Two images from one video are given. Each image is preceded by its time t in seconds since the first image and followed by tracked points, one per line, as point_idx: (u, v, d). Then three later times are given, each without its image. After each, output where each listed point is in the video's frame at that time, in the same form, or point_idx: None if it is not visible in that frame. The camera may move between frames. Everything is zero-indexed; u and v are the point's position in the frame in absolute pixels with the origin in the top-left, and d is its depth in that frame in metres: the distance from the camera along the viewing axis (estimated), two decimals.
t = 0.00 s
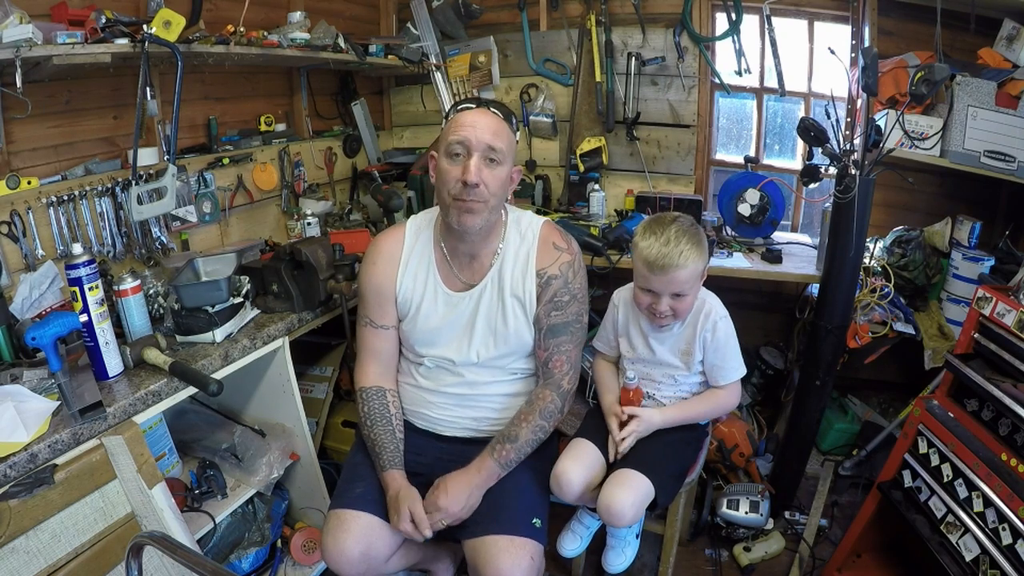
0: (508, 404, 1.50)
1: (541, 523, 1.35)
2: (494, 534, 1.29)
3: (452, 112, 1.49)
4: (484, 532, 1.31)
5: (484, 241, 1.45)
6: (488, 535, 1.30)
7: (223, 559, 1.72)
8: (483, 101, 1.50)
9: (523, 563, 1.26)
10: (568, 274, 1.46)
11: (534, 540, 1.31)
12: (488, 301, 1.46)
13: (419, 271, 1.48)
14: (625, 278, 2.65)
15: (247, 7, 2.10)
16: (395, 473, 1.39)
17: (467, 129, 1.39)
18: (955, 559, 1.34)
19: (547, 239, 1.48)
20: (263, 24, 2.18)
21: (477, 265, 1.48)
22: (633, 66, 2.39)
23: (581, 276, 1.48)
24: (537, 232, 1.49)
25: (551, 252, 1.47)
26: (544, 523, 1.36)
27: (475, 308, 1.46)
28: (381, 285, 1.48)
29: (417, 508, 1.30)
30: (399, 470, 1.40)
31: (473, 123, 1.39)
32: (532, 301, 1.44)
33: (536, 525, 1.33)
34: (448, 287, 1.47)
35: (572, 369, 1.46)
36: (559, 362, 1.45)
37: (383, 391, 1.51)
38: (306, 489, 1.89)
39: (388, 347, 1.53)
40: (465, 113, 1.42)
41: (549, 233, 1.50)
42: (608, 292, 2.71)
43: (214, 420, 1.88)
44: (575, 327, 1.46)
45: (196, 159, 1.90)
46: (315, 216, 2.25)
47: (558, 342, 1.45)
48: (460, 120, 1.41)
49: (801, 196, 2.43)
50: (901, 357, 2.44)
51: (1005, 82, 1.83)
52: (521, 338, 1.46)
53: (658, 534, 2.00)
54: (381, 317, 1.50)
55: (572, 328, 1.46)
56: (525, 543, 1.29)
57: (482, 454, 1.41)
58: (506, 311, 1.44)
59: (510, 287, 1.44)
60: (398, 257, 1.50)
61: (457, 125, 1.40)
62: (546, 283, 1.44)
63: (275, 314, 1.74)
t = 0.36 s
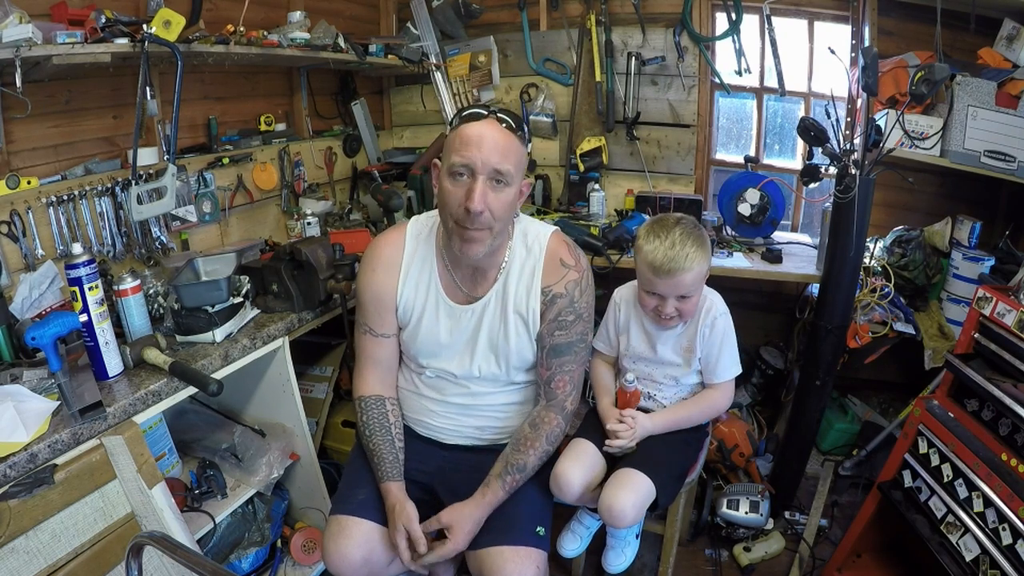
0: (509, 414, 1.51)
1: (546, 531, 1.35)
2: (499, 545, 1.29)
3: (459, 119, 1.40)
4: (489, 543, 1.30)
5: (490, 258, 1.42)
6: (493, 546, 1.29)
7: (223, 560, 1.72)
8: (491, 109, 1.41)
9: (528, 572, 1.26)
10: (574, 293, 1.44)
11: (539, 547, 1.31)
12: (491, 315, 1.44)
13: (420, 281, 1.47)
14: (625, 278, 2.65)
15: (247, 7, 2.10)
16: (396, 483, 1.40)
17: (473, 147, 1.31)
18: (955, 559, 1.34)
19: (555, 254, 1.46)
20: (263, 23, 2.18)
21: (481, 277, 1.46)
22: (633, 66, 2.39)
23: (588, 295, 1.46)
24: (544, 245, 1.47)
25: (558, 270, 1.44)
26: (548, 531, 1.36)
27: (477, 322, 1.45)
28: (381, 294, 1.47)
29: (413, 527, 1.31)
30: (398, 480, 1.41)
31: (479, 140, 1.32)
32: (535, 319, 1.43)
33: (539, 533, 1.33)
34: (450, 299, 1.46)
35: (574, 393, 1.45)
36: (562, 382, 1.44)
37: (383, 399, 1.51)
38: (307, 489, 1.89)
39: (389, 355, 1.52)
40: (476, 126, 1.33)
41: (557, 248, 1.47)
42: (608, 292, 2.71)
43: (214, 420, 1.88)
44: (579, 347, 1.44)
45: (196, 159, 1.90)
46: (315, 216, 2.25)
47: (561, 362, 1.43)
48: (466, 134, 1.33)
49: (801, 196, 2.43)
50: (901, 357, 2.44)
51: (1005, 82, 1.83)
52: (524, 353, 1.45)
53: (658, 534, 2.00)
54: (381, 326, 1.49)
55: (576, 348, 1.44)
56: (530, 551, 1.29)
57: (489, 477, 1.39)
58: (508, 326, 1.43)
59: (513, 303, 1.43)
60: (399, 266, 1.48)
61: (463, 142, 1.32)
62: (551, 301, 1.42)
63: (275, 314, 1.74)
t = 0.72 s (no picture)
0: (507, 417, 1.51)
1: (548, 535, 1.36)
2: (503, 549, 1.30)
3: (457, 123, 1.38)
4: (491, 547, 1.31)
5: (486, 263, 1.41)
6: (496, 550, 1.30)
7: (223, 559, 1.72)
8: (491, 113, 1.39)
9: None
10: (572, 299, 1.42)
11: (541, 551, 1.32)
12: (488, 319, 1.44)
13: (417, 285, 1.47)
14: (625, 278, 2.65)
15: (247, 7, 2.10)
16: (390, 491, 1.40)
17: (470, 159, 1.30)
18: (955, 559, 1.34)
19: (553, 259, 1.45)
20: (263, 23, 2.18)
21: (478, 281, 1.45)
22: (633, 66, 2.39)
23: (587, 300, 1.44)
24: (542, 249, 1.46)
25: (556, 275, 1.43)
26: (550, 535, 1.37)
27: (475, 327, 1.45)
28: (377, 298, 1.46)
29: (413, 527, 1.31)
30: (394, 487, 1.41)
31: (477, 153, 1.30)
32: (533, 324, 1.42)
33: (543, 537, 1.34)
34: (447, 304, 1.45)
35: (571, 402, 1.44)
36: (561, 389, 1.43)
37: (378, 405, 1.51)
38: (307, 489, 1.89)
39: (385, 359, 1.52)
40: (473, 136, 1.31)
41: (556, 253, 1.46)
42: (608, 292, 2.71)
43: (214, 419, 1.88)
44: (578, 353, 1.44)
45: (196, 159, 1.90)
46: (315, 216, 2.25)
47: (560, 369, 1.43)
48: (463, 146, 1.31)
49: (801, 196, 2.43)
50: (901, 357, 2.44)
51: (1005, 82, 1.83)
52: (521, 358, 1.45)
53: (658, 534, 2.00)
54: (377, 330, 1.49)
55: (575, 354, 1.43)
56: (532, 555, 1.30)
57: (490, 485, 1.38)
58: (506, 331, 1.43)
59: (511, 308, 1.42)
60: (394, 270, 1.47)
61: (461, 154, 1.31)
62: (549, 307, 1.41)
63: (275, 314, 1.74)
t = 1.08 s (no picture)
0: (507, 413, 1.51)
1: (548, 534, 1.36)
2: (502, 548, 1.30)
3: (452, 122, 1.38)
4: (490, 545, 1.31)
5: (484, 259, 1.41)
6: (495, 549, 1.30)
7: (223, 559, 1.72)
8: (486, 111, 1.39)
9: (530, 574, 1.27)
10: (570, 294, 1.42)
11: (541, 551, 1.32)
12: (487, 315, 1.44)
13: (414, 282, 1.47)
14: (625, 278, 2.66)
15: (247, 7, 2.10)
16: (385, 488, 1.41)
17: (467, 157, 1.30)
18: (955, 559, 1.34)
19: (550, 255, 1.44)
20: (263, 23, 2.18)
21: (475, 277, 1.45)
22: (633, 66, 2.39)
23: (586, 295, 1.44)
24: (539, 245, 1.45)
25: (553, 271, 1.43)
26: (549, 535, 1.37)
27: (473, 323, 1.44)
28: (375, 295, 1.46)
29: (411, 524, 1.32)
30: (390, 485, 1.42)
31: (473, 150, 1.30)
32: (531, 320, 1.42)
33: (542, 536, 1.34)
34: (445, 300, 1.45)
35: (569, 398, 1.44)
36: (561, 385, 1.43)
37: (376, 402, 1.51)
38: (307, 489, 1.89)
39: (384, 356, 1.52)
40: (470, 133, 1.31)
41: (553, 248, 1.45)
42: (608, 292, 2.71)
43: (214, 420, 1.88)
44: (578, 348, 1.43)
45: (196, 159, 1.90)
46: (315, 216, 2.25)
47: (560, 365, 1.43)
48: (459, 144, 1.31)
49: (801, 196, 2.43)
50: (901, 357, 2.44)
51: (1006, 82, 1.83)
52: (520, 353, 1.45)
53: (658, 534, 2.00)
54: (376, 327, 1.49)
55: (575, 350, 1.43)
56: (531, 554, 1.30)
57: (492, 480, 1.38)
58: (504, 327, 1.43)
59: (509, 303, 1.42)
60: (393, 266, 1.48)
61: (458, 151, 1.31)
62: (547, 302, 1.41)
63: (275, 314, 1.74)
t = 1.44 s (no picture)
0: (508, 407, 1.51)
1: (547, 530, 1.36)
2: (500, 543, 1.30)
3: (461, 129, 1.36)
4: (490, 540, 1.31)
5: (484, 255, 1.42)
6: (494, 544, 1.30)
7: (223, 560, 1.72)
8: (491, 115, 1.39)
9: (529, 570, 1.27)
10: (568, 286, 1.43)
11: (539, 546, 1.32)
12: (486, 308, 1.44)
13: (415, 275, 1.47)
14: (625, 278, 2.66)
15: (247, 7, 2.10)
16: (387, 481, 1.41)
17: (496, 163, 1.30)
18: (955, 559, 1.34)
19: (548, 249, 1.45)
20: (263, 23, 2.18)
21: (474, 270, 1.47)
22: (633, 66, 2.39)
23: (582, 287, 1.46)
24: (537, 239, 1.46)
25: (551, 263, 1.44)
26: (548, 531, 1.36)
27: (473, 316, 1.45)
28: (375, 289, 1.47)
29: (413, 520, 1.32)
30: (393, 478, 1.42)
31: (500, 153, 1.31)
32: (531, 312, 1.43)
33: (541, 532, 1.34)
34: (445, 295, 1.46)
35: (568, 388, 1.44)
36: (560, 376, 1.44)
37: (377, 396, 1.51)
38: (307, 489, 1.89)
39: (385, 350, 1.52)
40: (488, 139, 1.32)
41: (550, 241, 1.46)
42: (608, 292, 2.71)
43: (214, 419, 1.88)
44: (575, 340, 1.44)
45: (196, 159, 1.90)
46: (315, 216, 2.25)
47: (558, 356, 1.43)
48: (483, 150, 1.30)
49: (801, 196, 2.43)
50: (901, 357, 2.44)
51: (1005, 82, 1.83)
52: (519, 346, 1.45)
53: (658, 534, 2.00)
54: (376, 321, 1.49)
55: (572, 341, 1.44)
56: (530, 549, 1.30)
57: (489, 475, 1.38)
58: (504, 320, 1.43)
59: (508, 295, 1.43)
60: (393, 261, 1.48)
61: (487, 162, 1.30)
62: (545, 295, 1.42)
63: (275, 314, 1.74)
